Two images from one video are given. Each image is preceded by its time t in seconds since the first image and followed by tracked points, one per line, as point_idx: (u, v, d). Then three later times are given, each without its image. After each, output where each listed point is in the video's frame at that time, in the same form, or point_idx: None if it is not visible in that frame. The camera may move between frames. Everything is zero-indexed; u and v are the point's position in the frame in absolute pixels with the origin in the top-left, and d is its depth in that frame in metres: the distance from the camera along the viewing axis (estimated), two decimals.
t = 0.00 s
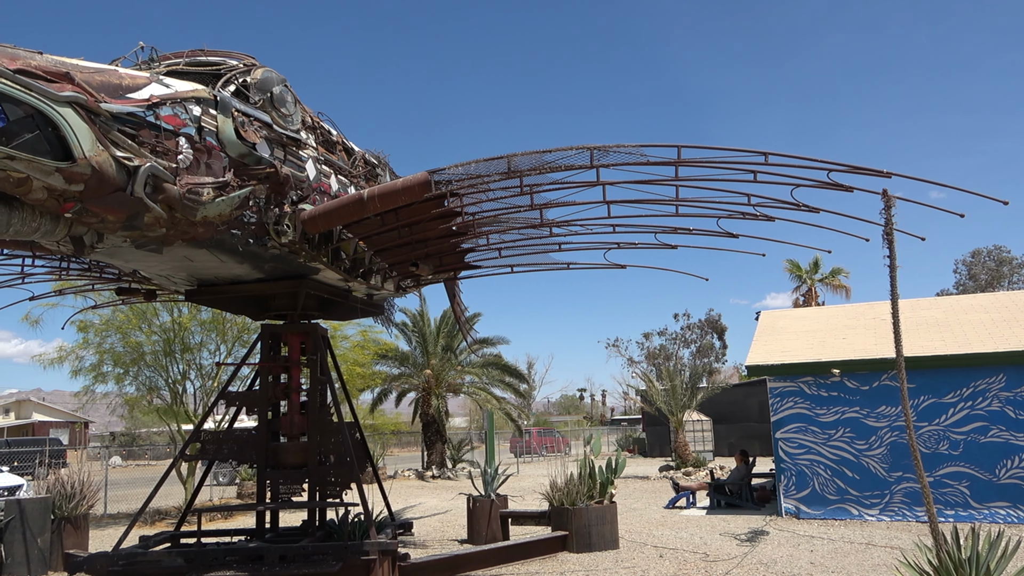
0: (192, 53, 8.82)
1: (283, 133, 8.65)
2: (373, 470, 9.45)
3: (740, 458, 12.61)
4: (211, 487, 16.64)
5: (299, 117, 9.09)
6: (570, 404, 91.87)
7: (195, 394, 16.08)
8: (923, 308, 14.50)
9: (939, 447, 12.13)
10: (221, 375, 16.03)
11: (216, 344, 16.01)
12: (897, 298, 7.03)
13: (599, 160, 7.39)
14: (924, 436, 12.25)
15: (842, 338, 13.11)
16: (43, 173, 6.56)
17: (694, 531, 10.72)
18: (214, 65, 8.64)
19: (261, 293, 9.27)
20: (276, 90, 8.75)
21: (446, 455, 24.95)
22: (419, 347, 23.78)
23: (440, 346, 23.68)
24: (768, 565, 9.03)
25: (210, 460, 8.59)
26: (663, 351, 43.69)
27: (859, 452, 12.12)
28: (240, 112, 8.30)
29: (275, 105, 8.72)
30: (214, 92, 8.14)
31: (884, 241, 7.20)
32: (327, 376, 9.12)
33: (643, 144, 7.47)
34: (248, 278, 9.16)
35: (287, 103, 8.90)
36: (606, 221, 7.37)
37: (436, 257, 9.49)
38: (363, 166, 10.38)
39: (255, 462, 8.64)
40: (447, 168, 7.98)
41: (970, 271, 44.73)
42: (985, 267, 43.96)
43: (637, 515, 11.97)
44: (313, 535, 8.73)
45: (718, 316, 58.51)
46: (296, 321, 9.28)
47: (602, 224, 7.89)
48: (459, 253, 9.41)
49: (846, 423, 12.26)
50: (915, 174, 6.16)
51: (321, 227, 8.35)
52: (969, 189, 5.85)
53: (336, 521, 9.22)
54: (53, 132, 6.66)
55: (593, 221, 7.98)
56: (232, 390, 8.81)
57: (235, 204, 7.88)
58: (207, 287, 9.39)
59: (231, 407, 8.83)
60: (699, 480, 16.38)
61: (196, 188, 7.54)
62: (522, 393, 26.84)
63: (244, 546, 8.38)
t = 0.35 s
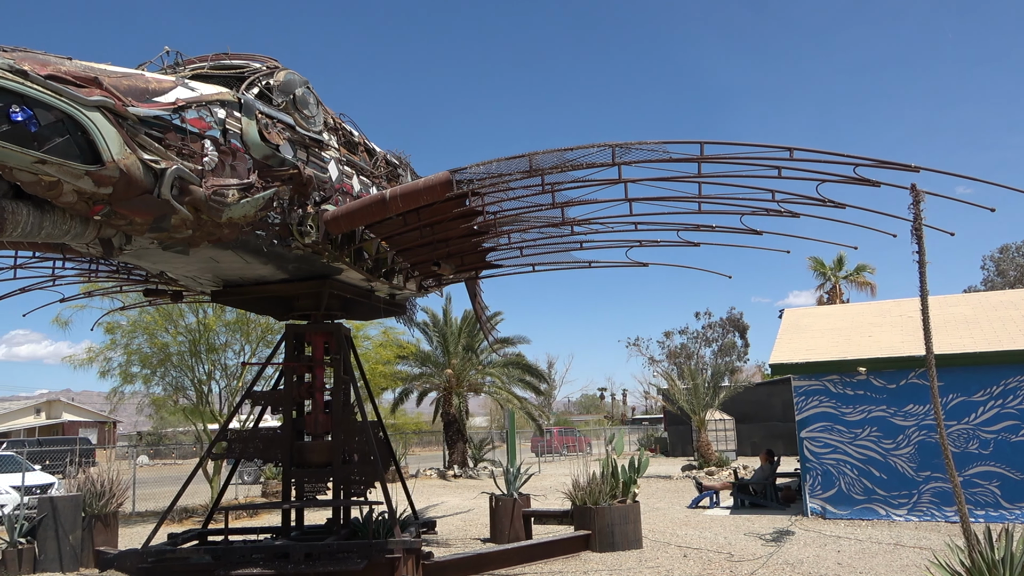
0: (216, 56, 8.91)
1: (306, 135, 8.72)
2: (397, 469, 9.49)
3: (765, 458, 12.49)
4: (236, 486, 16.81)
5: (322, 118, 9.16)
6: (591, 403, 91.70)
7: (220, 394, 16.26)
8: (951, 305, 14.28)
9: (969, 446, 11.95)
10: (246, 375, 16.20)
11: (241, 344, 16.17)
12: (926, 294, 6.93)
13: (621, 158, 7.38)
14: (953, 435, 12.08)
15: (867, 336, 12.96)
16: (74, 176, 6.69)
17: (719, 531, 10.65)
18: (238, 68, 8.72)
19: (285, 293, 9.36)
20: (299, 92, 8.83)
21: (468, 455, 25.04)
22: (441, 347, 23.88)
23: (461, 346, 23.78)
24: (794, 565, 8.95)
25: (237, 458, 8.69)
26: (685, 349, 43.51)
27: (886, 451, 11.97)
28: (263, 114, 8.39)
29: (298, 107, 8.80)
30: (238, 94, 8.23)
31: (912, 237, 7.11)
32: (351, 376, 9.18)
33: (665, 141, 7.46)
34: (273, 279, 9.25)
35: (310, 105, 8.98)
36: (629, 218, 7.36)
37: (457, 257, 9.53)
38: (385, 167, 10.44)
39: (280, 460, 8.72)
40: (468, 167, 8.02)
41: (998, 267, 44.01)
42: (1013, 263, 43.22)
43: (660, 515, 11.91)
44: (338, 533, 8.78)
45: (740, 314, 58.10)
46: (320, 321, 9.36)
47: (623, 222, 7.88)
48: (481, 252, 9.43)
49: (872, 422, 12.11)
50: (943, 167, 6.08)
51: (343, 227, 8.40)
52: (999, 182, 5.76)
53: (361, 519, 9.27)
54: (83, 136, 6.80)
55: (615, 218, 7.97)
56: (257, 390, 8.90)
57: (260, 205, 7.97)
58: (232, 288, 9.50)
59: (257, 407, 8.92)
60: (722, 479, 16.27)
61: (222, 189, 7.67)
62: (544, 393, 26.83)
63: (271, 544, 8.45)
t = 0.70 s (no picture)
0: (243, 58, 8.99)
1: (332, 135, 8.77)
2: (423, 468, 9.49)
3: (794, 458, 12.33)
4: (264, 484, 16.97)
5: (348, 118, 9.20)
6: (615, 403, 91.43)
7: (248, 393, 16.43)
8: (985, 303, 13.99)
9: (1003, 446, 11.72)
10: (273, 374, 16.35)
11: (268, 344, 16.32)
12: (961, 291, 6.80)
13: (646, 155, 7.36)
14: (987, 435, 11.85)
15: (898, 335, 12.75)
16: (105, 178, 6.88)
17: (747, 531, 10.55)
18: (265, 70, 8.79)
19: (312, 293, 9.42)
20: (325, 93, 8.89)
21: (493, 454, 25.11)
22: (466, 346, 23.94)
23: (486, 345, 23.83)
24: (824, 566, 8.82)
25: (265, 456, 8.75)
26: (711, 349, 43.23)
27: (918, 451, 11.77)
28: (290, 115, 8.45)
29: (324, 108, 8.85)
30: (265, 96, 8.30)
31: (946, 233, 6.98)
32: (377, 375, 9.20)
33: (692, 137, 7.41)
34: (300, 278, 9.31)
35: (336, 106, 9.03)
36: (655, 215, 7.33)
37: (483, 256, 9.54)
38: (411, 167, 10.47)
39: (308, 459, 8.78)
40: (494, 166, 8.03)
41: None
42: None
43: (687, 515, 11.82)
44: (366, 532, 8.81)
45: (767, 313, 57.56)
46: (346, 320, 9.41)
47: (649, 220, 7.85)
48: (506, 251, 9.43)
49: (904, 422, 11.92)
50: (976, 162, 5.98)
51: (370, 227, 8.44)
52: None
53: (388, 518, 9.28)
54: (114, 138, 6.96)
55: (641, 217, 7.95)
56: (285, 388, 8.97)
57: (287, 206, 8.02)
58: (260, 288, 9.58)
59: (285, 405, 8.99)
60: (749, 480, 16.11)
61: (250, 189, 7.74)
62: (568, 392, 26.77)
63: (299, 542, 8.49)
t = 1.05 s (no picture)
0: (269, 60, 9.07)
1: (357, 136, 8.83)
2: (448, 467, 9.50)
3: (820, 458, 12.19)
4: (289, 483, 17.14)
5: (372, 119, 9.24)
6: (636, 402, 91.12)
7: (274, 392, 16.57)
8: (1017, 301, 13.74)
9: None
10: (298, 374, 16.49)
11: (293, 344, 16.45)
12: (994, 288, 6.69)
13: (671, 153, 7.33)
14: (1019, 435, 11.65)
15: (927, 334, 12.57)
16: (134, 179, 6.96)
17: (773, 532, 10.46)
18: (291, 71, 8.86)
19: (337, 293, 9.48)
20: (350, 94, 8.94)
21: (517, 453, 25.19)
22: (489, 346, 23.98)
23: (509, 344, 23.87)
24: (853, 567, 8.72)
25: (292, 455, 8.82)
26: (735, 348, 42.94)
27: (947, 452, 11.60)
28: (316, 116, 8.51)
29: (349, 108, 8.90)
30: (291, 97, 8.36)
31: (979, 229, 6.86)
32: (402, 374, 9.24)
33: (718, 135, 7.36)
34: (325, 278, 9.38)
35: (360, 106, 9.07)
36: (680, 213, 7.30)
37: (507, 255, 9.54)
38: (434, 167, 10.49)
39: (334, 458, 8.85)
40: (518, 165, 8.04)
41: None
42: None
43: (712, 515, 11.75)
44: (391, 530, 8.84)
45: (792, 312, 57.01)
46: (371, 320, 9.46)
47: (674, 218, 7.81)
48: (530, 250, 9.42)
49: (933, 422, 11.74)
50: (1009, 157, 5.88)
51: (394, 226, 8.47)
52: None
53: (413, 516, 9.31)
54: (143, 140, 7.06)
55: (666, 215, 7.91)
56: (311, 388, 9.05)
57: (312, 206, 8.07)
58: (286, 288, 9.66)
59: (311, 404, 9.07)
60: (775, 480, 15.98)
61: (276, 190, 7.82)
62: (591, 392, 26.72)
63: (325, 540, 8.54)
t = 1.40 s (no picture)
0: (293, 62, 9.13)
1: (380, 137, 8.87)
2: (472, 467, 9.52)
3: (846, 458, 12.08)
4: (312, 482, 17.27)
5: (395, 120, 9.28)
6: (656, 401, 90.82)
7: (297, 391, 16.70)
8: None
9: None
10: (321, 373, 16.60)
11: (316, 344, 16.56)
12: None
13: (695, 151, 7.31)
14: None
15: (955, 332, 12.41)
16: (163, 182, 7.06)
17: (799, 532, 10.39)
18: (314, 74, 8.91)
19: (361, 293, 9.53)
20: (373, 95, 8.98)
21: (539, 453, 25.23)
22: (510, 345, 24.02)
23: (531, 344, 23.89)
24: (881, 569, 8.63)
25: (317, 454, 8.88)
26: (757, 347, 42.69)
27: (976, 452, 11.45)
28: (340, 118, 8.56)
29: (373, 110, 8.94)
30: (315, 99, 8.42)
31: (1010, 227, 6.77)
32: (426, 374, 9.28)
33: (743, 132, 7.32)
34: (350, 279, 9.43)
35: (383, 108, 9.11)
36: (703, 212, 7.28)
37: (530, 255, 9.54)
38: (457, 167, 10.51)
39: (359, 457, 8.91)
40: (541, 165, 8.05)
41: None
42: None
43: (737, 515, 11.69)
44: (416, 529, 8.88)
45: (815, 311, 56.57)
46: (395, 320, 9.51)
47: (699, 217, 7.79)
48: (553, 250, 9.42)
49: (961, 421, 11.60)
50: None
51: (418, 227, 8.50)
52: None
53: (438, 516, 9.34)
54: (172, 144, 7.15)
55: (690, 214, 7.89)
56: (336, 388, 9.13)
57: (337, 207, 8.12)
58: (311, 288, 9.73)
59: (336, 404, 9.14)
60: (799, 480, 15.87)
61: (301, 192, 7.87)
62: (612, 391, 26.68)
63: (351, 539, 8.58)
